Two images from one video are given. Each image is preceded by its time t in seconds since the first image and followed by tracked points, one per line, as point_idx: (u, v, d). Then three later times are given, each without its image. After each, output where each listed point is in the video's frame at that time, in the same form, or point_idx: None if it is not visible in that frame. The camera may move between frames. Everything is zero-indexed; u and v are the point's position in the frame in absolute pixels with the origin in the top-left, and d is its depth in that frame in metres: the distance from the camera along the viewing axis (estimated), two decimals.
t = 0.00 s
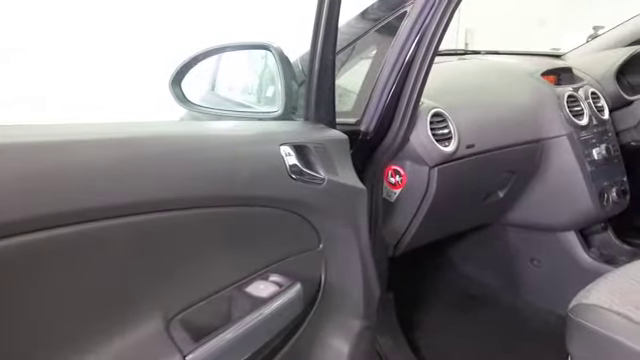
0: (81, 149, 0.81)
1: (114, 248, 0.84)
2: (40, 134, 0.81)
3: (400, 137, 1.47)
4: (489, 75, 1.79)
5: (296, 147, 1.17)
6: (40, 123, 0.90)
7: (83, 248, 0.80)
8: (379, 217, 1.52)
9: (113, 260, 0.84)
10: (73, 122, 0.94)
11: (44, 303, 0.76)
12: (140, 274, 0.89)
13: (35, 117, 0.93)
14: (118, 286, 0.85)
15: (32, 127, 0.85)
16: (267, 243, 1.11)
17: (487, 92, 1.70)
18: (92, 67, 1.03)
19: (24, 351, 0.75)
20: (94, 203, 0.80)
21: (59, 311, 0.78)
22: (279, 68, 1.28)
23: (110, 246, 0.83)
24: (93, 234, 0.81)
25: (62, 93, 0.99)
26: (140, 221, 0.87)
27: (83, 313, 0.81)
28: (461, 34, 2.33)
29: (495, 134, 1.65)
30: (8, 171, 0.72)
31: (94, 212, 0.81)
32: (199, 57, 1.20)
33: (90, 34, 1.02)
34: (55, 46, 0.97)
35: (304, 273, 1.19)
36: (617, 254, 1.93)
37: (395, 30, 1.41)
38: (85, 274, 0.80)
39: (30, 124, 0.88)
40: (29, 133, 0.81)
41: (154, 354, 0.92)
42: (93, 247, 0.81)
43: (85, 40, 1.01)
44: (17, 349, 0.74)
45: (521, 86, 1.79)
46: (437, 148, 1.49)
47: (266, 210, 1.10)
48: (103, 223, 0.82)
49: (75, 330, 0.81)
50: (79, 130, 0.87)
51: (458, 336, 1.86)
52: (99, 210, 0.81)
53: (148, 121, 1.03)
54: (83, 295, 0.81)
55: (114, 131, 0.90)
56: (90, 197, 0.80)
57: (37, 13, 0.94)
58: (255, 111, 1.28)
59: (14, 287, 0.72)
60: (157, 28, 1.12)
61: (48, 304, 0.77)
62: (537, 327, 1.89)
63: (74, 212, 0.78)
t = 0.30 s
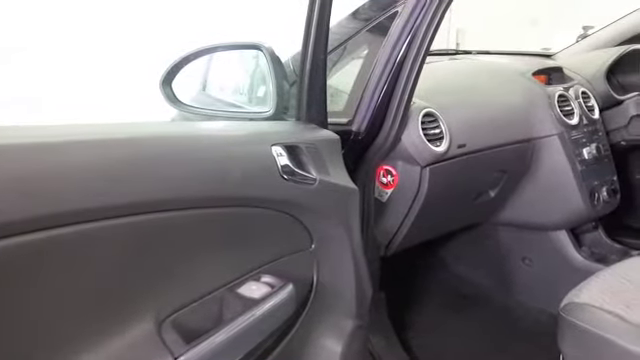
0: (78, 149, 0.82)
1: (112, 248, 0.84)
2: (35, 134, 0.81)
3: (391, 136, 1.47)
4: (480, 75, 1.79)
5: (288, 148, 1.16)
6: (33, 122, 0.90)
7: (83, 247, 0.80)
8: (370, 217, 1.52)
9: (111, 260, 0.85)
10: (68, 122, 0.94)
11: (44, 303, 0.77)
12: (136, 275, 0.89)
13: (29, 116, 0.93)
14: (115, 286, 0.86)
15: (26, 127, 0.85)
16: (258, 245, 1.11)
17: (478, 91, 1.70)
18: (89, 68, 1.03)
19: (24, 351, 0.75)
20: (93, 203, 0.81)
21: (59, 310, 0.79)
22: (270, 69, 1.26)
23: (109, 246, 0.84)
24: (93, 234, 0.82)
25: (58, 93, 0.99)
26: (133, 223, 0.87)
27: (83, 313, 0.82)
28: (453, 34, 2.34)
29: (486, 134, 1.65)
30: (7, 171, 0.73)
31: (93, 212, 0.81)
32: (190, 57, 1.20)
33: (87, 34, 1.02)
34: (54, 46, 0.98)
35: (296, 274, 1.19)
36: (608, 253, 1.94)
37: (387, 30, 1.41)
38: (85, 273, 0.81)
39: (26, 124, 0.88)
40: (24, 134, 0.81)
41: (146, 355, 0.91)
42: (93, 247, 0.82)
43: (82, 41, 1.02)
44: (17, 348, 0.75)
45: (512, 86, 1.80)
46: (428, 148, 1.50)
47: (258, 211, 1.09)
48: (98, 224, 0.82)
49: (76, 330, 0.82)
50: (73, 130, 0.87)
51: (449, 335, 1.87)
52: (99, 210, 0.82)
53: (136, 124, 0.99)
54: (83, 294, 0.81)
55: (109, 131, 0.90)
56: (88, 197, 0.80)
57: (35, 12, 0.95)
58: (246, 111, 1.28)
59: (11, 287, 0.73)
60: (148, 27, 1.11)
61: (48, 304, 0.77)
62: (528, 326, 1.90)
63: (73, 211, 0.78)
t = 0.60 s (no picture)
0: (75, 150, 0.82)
1: (111, 247, 0.85)
2: (31, 135, 0.82)
3: (383, 136, 1.47)
4: (472, 75, 1.80)
5: (280, 149, 1.16)
6: (27, 122, 0.90)
7: (84, 247, 0.81)
8: (363, 217, 1.53)
9: (110, 260, 0.85)
10: (63, 122, 0.94)
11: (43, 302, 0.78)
12: (130, 275, 0.89)
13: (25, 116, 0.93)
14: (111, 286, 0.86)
15: (21, 128, 0.85)
16: (249, 246, 1.11)
17: (469, 91, 1.71)
18: (86, 68, 1.04)
19: (23, 350, 0.77)
20: (94, 204, 0.82)
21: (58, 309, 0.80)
22: (262, 69, 1.27)
23: (108, 246, 0.85)
24: (93, 234, 0.82)
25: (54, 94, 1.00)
26: (128, 223, 0.87)
27: (83, 311, 0.83)
28: (444, 34, 2.34)
29: (477, 134, 1.65)
30: (7, 171, 0.74)
31: (95, 212, 0.82)
32: (181, 57, 1.20)
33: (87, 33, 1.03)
34: (55, 45, 0.98)
35: (288, 274, 1.19)
36: (599, 252, 1.94)
37: (378, 31, 1.40)
38: (86, 273, 0.82)
39: (23, 124, 0.88)
40: (18, 135, 0.81)
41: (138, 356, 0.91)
42: (93, 247, 0.83)
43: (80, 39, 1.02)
44: (17, 347, 0.76)
45: (503, 85, 1.81)
46: (420, 148, 1.50)
47: (251, 211, 1.09)
48: (92, 225, 0.82)
49: (76, 328, 0.83)
50: (68, 131, 0.87)
51: (441, 334, 1.87)
52: (99, 211, 0.83)
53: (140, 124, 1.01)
54: (82, 294, 0.82)
55: (104, 132, 0.90)
56: (89, 197, 0.81)
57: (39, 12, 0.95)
58: (237, 111, 1.28)
59: (7, 287, 0.73)
60: (142, 25, 1.10)
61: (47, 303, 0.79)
62: (519, 324, 1.92)
63: (74, 212, 0.79)
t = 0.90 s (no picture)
0: (72, 151, 0.82)
1: (109, 247, 0.85)
2: (26, 137, 0.81)
3: (375, 136, 1.46)
4: (464, 75, 1.80)
5: (272, 149, 1.16)
6: (18, 124, 0.89)
7: (84, 246, 0.81)
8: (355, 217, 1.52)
9: (109, 259, 0.85)
10: (54, 124, 0.92)
11: (43, 301, 0.78)
12: (126, 276, 0.89)
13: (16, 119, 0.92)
14: (108, 285, 0.86)
15: (12, 130, 0.83)
16: (241, 247, 1.10)
17: (461, 91, 1.71)
18: (80, 68, 1.02)
19: (23, 350, 0.76)
20: (93, 204, 0.82)
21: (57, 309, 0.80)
22: (254, 69, 1.26)
23: (107, 246, 0.85)
24: (93, 234, 0.82)
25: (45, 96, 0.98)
26: (124, 224, 0.87)
27: (81, 311, 0.83)
28: (434, 35, 2.35)
29: (469, 134, 1.66)
30: (6, 172, 0.73)
31: (93, 213, 0.82)
32: (172, 57, 1.19)
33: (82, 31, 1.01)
34: (52, 45, 0.97)
35: (280, 275, 1.18)
36: (591, 251, 1.94)
37: (369, 31, 1.40)
38: (84, 273, 0.82)
39: (13, 127, 0.87)
40: (10, 137, 0.80)
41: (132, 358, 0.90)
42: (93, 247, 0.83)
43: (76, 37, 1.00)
44: (17, 347, 0.75)
45: (495, 85, 1.81)
46: (412, 147, 1.50)
47: (240, 212, 1.08)
48: (89, 225, 0.81)
49: (76, 328, 0.83)
50: (61, 132, 0.87)
51: (435, 334, 1.87)
52: (98, 211, 0.82)
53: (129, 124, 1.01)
54: (80, 293, 0.82)
55: (98, 133, 0.90)
56: (88, 198, 0.81)
57: (33, 12, 0.93)
58: (229, 111, 1.28)
59: (5, 287, 0.73)
60: (135, 25, 1.09)
61: (47, 303, 0.78)
62: (511, 323, 1.93)
63: (74, 212, 0.79)
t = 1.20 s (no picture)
0: (69, 151, 0.82)
1: (108, 248, 0.85)
2: (21, 137, 0.81)
3: (368, 136, 1.46)
4: (457, 75, 1.80)
5: (264, 150, 1.16)
6: (11, 125, 0.89)
7: (83, 247, 0.81)
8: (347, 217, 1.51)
9: (107, 260, 0.86)
10: (46, 124, 0.92)
11: (43, 302, 0.78)
12: (123, 276, 0.89)
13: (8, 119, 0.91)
14: (106, 285, 0.86)
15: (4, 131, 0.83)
16: (234, 248, 1.09)
17: (454, 92, 1.71)
18: (74, 66, 1.01)
19: (23, 351, 0.77)
20: (92, 204, 0.82)
21: (57, 309, 0.80)
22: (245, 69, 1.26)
23: (105, 246, 0.85)
24: (92, 234, 0.82)
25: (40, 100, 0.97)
26: (121, 224, 0.87)
27: (80, 312, 0.83)
28: (426, 34, 2.35)
29: (461, 134, 1.66)
30: (6, 172, 0.73)
31: (88, 214, 0.81)
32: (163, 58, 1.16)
33: (80, 30, 1.00)
34: (50, 44, 0.97)
35: (272, 277, 1.18)
36: (583, 249, 1.95)
37: (361, 31, 1.40)
38: (84, 273, 0.82)
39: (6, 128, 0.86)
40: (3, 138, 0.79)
41: None
42: (92, 247, 0.83)
43: (76, 37, 1.00)
44: (17, 348, 0.76)
45: (487, 85, 1.81)
46: (404, 147, 1.50)
47: (231, 213, 1.07)
48: (86, 226, 0.81)
49: (76, 328, 0.83)
50: (56, 133, 0.86)
51: (428, 333, 1.88)
52: (97, 212, 0.83)
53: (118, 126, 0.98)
54: (78, 294, 0.82)
55: (93, 133, 0.90)
56: (87, 198, 0.81)
57: (35, 12, 0.94)
58: (221, 112, 1.27)
59: (4, 288, 0.73)
60: (125, 24, 1.07)
61: (47, 303, 0.79)
62: (505, 322, 1.93)
63: (73, 212, 0.79)
